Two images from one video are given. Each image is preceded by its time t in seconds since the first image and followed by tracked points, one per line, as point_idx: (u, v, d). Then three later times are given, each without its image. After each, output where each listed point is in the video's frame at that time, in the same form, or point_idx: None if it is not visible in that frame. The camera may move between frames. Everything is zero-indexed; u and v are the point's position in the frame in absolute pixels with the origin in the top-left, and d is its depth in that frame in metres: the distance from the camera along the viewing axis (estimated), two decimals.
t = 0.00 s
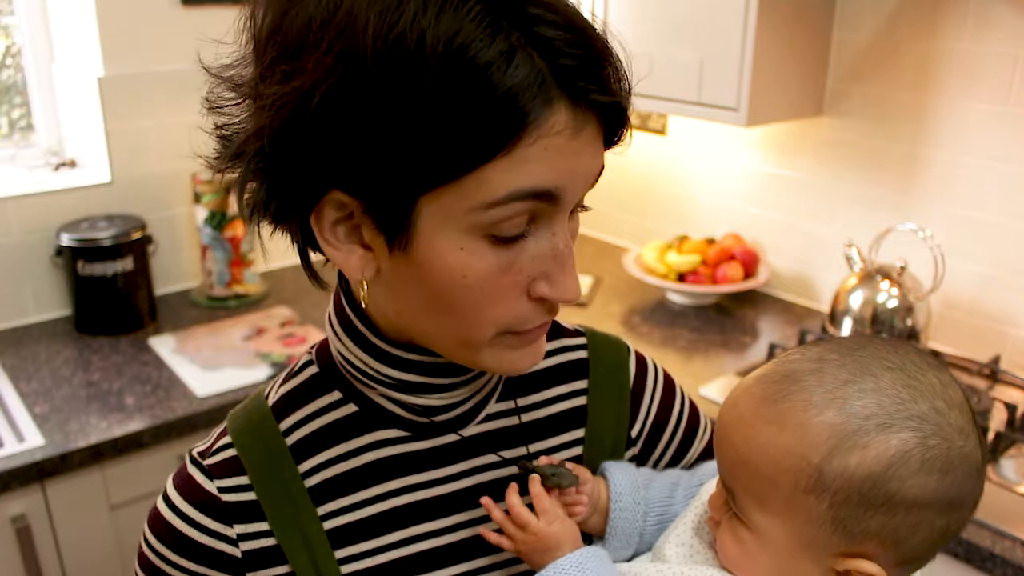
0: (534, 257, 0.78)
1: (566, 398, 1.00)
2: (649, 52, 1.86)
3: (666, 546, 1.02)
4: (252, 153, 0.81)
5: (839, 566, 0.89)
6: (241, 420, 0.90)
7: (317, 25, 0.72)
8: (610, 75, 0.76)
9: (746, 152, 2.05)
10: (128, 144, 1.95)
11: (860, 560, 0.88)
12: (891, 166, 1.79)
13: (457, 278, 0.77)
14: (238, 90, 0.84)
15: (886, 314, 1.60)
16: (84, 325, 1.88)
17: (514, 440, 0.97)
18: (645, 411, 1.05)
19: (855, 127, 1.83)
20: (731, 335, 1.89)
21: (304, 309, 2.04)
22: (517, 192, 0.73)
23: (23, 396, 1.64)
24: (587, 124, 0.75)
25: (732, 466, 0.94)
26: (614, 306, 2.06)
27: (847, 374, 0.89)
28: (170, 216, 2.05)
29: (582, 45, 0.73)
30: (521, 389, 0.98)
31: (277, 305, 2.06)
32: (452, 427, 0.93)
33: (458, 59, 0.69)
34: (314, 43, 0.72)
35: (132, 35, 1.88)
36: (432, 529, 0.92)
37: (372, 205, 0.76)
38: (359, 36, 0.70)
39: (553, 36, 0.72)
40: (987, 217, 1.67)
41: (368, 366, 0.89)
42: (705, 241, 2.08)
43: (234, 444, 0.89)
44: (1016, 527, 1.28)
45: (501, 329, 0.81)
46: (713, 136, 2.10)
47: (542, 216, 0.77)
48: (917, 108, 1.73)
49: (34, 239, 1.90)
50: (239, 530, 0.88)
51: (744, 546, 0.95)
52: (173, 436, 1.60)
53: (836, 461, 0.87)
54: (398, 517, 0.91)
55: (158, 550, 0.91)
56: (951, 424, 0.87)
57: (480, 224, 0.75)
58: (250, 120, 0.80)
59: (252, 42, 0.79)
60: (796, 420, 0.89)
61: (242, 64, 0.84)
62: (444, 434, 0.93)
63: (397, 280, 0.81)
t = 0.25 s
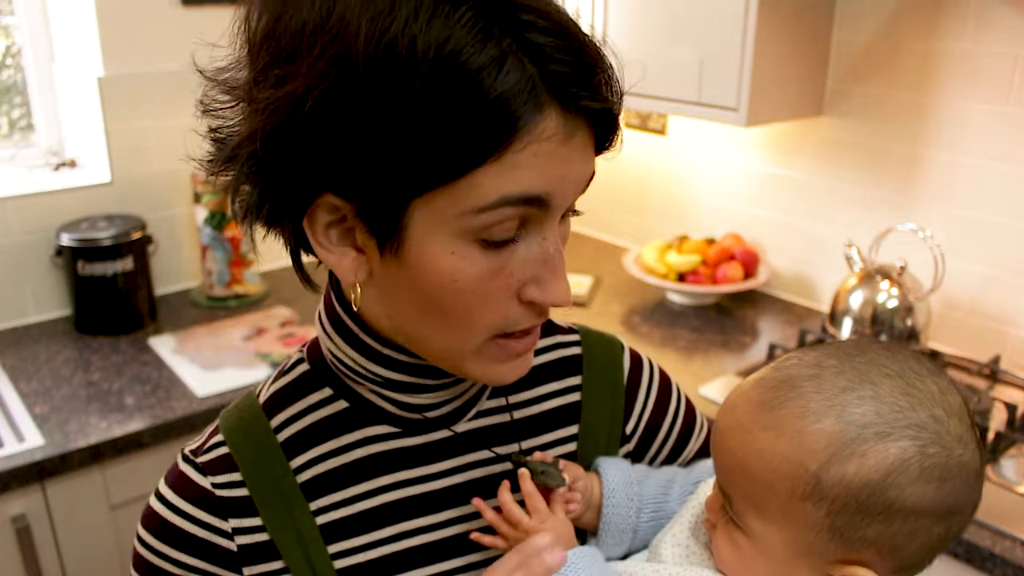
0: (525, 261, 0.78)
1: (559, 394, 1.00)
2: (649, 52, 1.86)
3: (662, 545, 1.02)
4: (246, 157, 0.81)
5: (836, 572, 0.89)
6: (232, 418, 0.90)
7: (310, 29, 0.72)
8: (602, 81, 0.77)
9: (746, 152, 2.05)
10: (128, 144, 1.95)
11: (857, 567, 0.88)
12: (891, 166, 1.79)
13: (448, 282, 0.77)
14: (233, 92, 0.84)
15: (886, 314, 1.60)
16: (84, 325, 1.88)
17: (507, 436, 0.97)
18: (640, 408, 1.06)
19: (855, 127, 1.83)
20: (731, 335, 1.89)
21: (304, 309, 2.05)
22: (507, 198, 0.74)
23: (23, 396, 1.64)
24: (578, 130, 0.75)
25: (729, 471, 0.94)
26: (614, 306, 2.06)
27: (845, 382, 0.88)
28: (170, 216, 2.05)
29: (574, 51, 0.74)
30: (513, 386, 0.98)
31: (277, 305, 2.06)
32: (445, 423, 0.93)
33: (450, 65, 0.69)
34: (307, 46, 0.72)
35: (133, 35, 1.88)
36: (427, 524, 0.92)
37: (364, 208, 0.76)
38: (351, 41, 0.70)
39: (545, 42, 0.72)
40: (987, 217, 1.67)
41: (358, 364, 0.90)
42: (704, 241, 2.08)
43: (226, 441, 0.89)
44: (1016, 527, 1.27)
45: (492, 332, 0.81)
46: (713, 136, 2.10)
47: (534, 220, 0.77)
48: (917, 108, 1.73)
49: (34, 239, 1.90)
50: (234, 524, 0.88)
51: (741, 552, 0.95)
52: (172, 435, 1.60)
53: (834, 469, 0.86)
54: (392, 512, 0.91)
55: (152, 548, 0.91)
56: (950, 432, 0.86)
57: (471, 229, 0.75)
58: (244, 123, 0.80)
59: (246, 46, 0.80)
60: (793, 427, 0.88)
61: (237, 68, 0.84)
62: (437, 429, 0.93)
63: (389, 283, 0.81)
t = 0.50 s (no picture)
0: (524, 265, 0.78)
1: (556, 392, 1.00)
2: (649, 52, 1.86)
3: (665, 545, 1.00)
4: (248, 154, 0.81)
5: None
6: (228, 416, 0.90)
7: (318, 29, 0.72)
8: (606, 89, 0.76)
9: (746, 152, 2.05)
10: (128, 144, 1.95)
11: None
12: (891, 166, 1.79)
13: (448, 284, 0.78)
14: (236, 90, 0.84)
15: (886, 314, 1.60)
16: (84, 325, 1.88)
17: (504, 434, 0.97)
18: (636, 404, 1.05)
19: (855, 127, 1.83)
20: (731, 335, 1.89)
21: (304, 309, 2.05)
22: (510, 205, 0.74)
23: (23, 396, 1.64)
24: (582, 137, 0.75)
25: (744, 479, 0.94)
26: (614, 306, 2.06)
27: (865, 394, 0.88)
28: (170, 216, 2.05)
29: (580, 59, 0.73)
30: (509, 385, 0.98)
31: (277, 305, 2.06)
32: (442, 420, 0.94)
33: (457, 71, 0.69)
34: (314, 46, 0.72)
35: (132, 35, 1.88)
36: (425, 521, 0.92)
37: (365, 208, 0.76)
38: (361, 43, 0.70)
39: (552, 50, 0.72)
40: (987, 217, 1.67)
41: (354, 363, 0.90)
42: (705, 241, 2.08)
43: (222, 440, 0.89)
44: (1016, 527, 1.27)
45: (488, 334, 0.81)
46: (713, 136, 2.10)
47: (535, 225, 0.77)
48: (917, 108, 1.72)
49: (34, 239, 1.90)
50: (231, 521, 0.88)
51: (750, 559, 0.94)
52: (172, 435, 1.60)
53: (852, 482, 0.85)
54: (389, 510, 0.91)
55: (148, 546, 0.91)
56: (969, 449, 0.86)
57: (473, 233, 0.75)
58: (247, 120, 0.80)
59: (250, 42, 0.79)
60: (812, 437, 0.88)
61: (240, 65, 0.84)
62: (434, 427, 0.93)
63: (389, 284, 0.81)
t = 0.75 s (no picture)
0: (525, 267, 0.79)
1: (554, 391, 1.00)
2: (649, 52, 1.86)
3: (670, 542, 1.02)
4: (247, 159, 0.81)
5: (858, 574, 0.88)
6: (225, 416, 0.90)
7: (317, 33, 0.72)
8: (606, 91, 0.77)
9: (746, 152, 2.05)
10: (128, 144, 1.95)
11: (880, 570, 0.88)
12: (891, 166, 1.79)
13: (449, 288, 0.78)
14: (233, 94, 0.84)
15: (886, 314, 1.60)
16: (84, 325, 1.88)
17: (502, 433, 0.97)
18: (634, 404, 1.05)
19: (855, 127, 1.83)
20: (731, 335, 1.89)
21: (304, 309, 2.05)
22: (511, 209, 0.74)
23: (23, 396, 1.64)
24: (581, 140, 0.76)
25: (772, 465, 0.93)
26: (614, 306, 2.06)
27: (903, 389, 0.87)
28: (170, 216, 2.05)
29: (579, 62, 0.74)
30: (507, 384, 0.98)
31: (277, 305, 2.06)
32: (440, 420, 0.94)
33: (459, 75, 0.69)
34: (314, 51, 0.72)
35: (132, 35, 1.88)
36: (423, 521, 0.92)
37: (367, 212, 0.76)
38: (360, 48, 0.70)
39: (552, 53, 0.72)
40: (987, 217, 1.67)
41: (352, 363, 0.90)
42: (705, 241, 2.08)
43: (219, 439, 0.89)
44: (1016, 527, 1.27)
45: (489, 337, 0.81)
46: (713, 136, 2.10)
47: (535, 229, 0.77)
48: (917, 108, 1.72)
49: (34, 239, 1.90)
50: (229, 519, 0.88)
51: (768, 545, 0.94)
52: (172, 435, 1.60)
53: (882, 473, 0.85)
54: (386, 509, 0.91)
55: (147, 544, 0.91)
56: (998, 453, 0.86)
57: (475, 237, 0.76)
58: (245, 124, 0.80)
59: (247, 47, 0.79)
60: (846, 425, 0.88)
61: (237, 69, 0.84)
62: (433, 426, 0.93)
63: (389, 288, 0.81)
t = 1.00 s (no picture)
0: (541, 261, 0.79)
1: (556, 390, 1.00)
2: (648, 52, 1.86)
3: (674, 541, 1.02)
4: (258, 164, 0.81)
5: (859, 571, 0.88)
6: (229, 416, 0.91)
7: (328, 34, 0.72)
8: (613, 85, 0.77)
9: (746, 152, 2.05)
10: (128, 144, 1.95)
11: (879, 566, 0.87)
12: (891, 166, 1.79)
13: (467, 287, 0.78)
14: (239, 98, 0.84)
15: (886, 314, 1.60)
16: (84, 325, 1.88)
17: (507, 431, 0.97)
18: (634, 402, 1.05)
19: (855, 127, 1.83)
20: (731, 335, 1.89)
21: (305, 309, 2.04)
22: (527, 204, 0.74)
23: (23, 396, 1.64)
24: (591, 133, 0.76)
25: (771, 461, 0.94)
26: (614, 306, 2.06)
27: (902, 386, 0.88)
28: (170, 216, 2.05)
29: (586, 55, 0.74)
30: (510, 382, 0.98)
31: (277, 305, 2.06)
32: (445, 418, 0.94)
33: (471, 74, 0.69)
34: (326, 53, 0.72)
35: (132, 35, 1.88)
36: (428, 519, 0.92)
37: (382, 213, 0.76)
38: (373, 47, 0.70)
39: (561, 48, 0.72)
40: (987, 217, 1.67)
41: (358, 362, 0.90)
42: (705, 241, 2.08)
43: (225, 439, 0.89)
44: (1016, 527, 1.27)
45: (507, 333, 0.82)
46: (713, 136, 2.10)
47: (548, 222, 0.78)
48: (917, 108, 1.72)
49: (34, 239, 1.90)
50: (235, 518, 0.88)
51: (767, 541, 0.94)
52: (172, 435, 1.60)
53: (881, 469, 0.85)
54: (392, 509, 0.91)
55: (153, 545, 0.91)
56: (997, 451, 0.86)
57: (492, 233, 0.76)
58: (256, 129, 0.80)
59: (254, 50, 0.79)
60: (846, 423, 0.88)
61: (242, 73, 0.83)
62: (438, 425, 0.93)
63: (404, 289, 0.81)
